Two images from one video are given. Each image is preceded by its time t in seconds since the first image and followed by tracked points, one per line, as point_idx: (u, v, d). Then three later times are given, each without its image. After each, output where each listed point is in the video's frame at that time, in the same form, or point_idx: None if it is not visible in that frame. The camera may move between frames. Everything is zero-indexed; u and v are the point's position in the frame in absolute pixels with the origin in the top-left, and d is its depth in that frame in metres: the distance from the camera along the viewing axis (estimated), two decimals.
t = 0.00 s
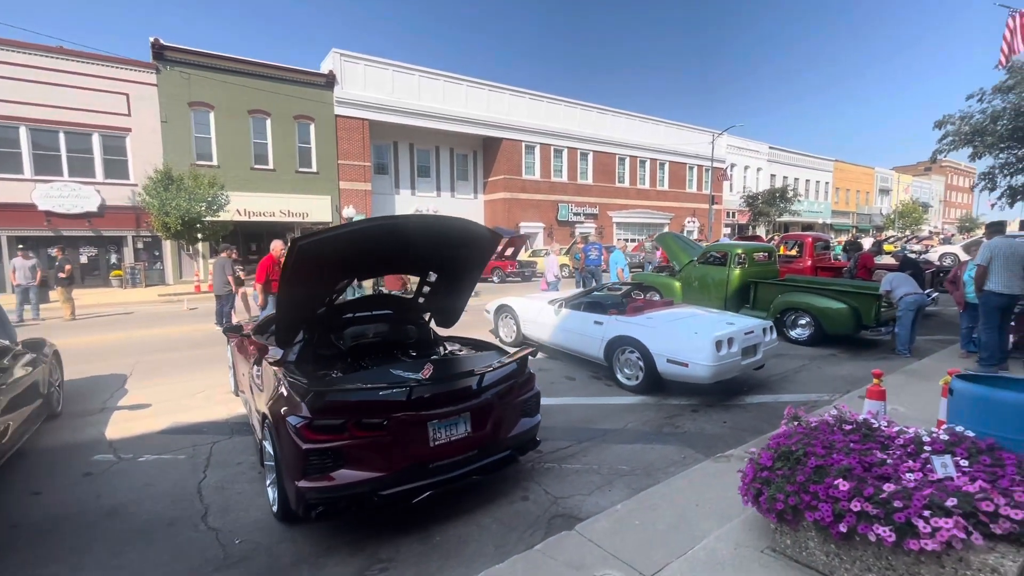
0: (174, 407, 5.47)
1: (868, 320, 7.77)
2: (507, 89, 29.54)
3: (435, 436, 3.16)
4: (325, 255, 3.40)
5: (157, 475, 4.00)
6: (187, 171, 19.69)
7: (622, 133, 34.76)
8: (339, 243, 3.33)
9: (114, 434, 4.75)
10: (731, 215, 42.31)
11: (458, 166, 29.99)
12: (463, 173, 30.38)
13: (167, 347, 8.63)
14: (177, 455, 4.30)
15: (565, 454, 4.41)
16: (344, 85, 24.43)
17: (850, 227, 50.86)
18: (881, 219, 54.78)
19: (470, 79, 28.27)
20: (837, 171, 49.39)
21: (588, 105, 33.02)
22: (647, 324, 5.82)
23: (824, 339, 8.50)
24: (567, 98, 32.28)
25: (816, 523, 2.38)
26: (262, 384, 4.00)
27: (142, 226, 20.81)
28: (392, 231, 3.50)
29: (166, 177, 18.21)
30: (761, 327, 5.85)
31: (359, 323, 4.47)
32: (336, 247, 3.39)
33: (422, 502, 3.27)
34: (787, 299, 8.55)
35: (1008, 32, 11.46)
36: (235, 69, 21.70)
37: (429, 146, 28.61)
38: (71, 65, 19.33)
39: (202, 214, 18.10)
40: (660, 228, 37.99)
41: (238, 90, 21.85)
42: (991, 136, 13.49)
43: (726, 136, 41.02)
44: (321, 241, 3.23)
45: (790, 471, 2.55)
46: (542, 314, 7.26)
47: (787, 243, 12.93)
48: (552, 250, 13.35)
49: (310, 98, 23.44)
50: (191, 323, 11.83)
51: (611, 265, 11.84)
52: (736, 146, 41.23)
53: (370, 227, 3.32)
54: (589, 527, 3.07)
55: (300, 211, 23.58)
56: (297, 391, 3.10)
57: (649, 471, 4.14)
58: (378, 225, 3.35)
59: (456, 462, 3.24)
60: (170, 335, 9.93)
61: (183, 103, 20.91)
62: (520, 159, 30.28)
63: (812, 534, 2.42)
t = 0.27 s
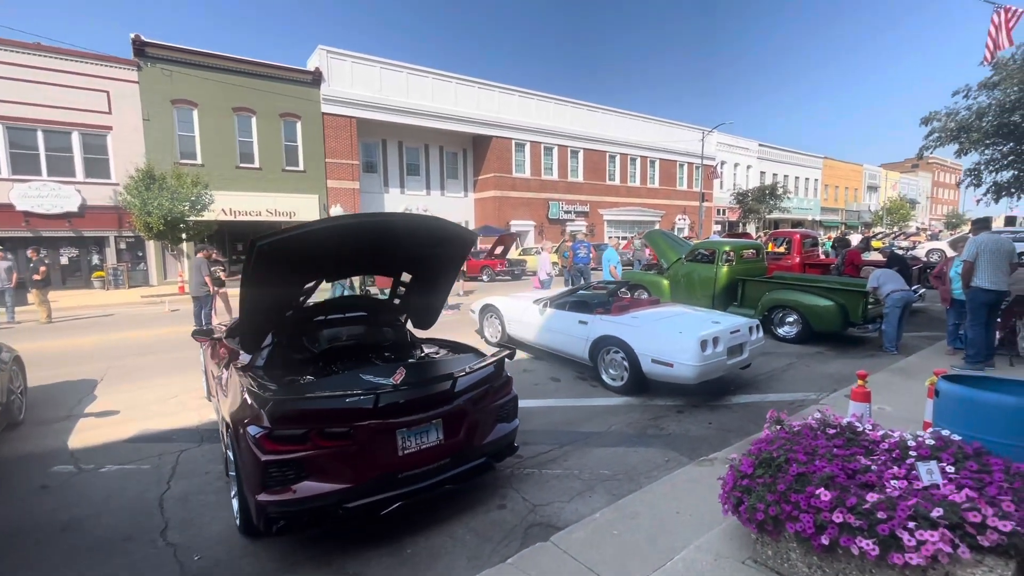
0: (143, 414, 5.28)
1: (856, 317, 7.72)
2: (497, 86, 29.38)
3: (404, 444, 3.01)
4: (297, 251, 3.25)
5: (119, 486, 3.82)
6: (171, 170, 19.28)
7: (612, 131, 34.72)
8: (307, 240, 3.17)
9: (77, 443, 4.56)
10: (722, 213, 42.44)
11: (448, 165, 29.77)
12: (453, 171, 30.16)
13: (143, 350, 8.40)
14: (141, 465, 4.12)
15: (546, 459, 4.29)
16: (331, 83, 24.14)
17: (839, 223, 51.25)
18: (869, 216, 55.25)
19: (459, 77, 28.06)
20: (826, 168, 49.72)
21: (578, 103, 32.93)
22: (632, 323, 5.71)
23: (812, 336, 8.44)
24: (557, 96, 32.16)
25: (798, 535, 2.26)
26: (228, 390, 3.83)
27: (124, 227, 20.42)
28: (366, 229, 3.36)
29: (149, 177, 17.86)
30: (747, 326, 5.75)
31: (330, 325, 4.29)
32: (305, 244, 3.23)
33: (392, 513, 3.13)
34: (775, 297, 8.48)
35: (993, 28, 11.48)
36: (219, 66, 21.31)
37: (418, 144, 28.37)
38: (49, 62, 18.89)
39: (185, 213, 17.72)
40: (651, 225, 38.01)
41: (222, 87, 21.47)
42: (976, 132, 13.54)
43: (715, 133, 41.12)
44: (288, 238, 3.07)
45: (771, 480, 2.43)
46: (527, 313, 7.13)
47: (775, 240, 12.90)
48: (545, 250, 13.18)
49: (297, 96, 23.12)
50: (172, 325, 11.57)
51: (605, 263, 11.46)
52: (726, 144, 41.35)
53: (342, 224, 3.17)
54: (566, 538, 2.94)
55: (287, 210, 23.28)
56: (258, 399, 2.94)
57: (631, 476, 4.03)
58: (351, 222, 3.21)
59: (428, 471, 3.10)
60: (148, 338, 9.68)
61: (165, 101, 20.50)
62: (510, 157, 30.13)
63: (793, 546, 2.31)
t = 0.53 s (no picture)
0: (114, 420, 5.12)
1: (844, 315, 7.66)
2: (487, 83, 29.21)
3: (374, 454, 2.89)
4: (262, 251, 3.09)
5: (79, 498, 3.65)
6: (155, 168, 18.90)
7: (603, 128, 34.65)
8: (273, 240, 3.02)
9: (42, 452, 4.39)
10: (713, 209, 42.51)
11: (439, 162, 29.56)
12: (444, 169, 29.95)
13: (121, 353, 8.20)
14: (105, 475, 3.95)
15: (528, 464, 4.18)
16: (319, 80, 23.85)
17: (830, 219, 51.52)
18: (860, 212, 55.60)
19: (449, 74, 27.85)
20: (817, 164, 49.94)
21: (569, 100, 32.82)
22: (617, 323, 5.60)
23: (801, 333, 8.38)
24: (548, 92, 32.03)
25: (779, 548, 2.15)
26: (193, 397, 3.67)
27: (108, 227, 20.08)
28: (334, 229, 3.21)
29: (132, 175, 17.32)
30: (734, 325, 5.67)
31: (303, 328, 4.16)
32: (272, 244, 3.08)
33: (361, 525, 3.00)
34: (764, 294, 8.42)
35: (981, 23, 11.47)
36: (204, 63, 20.92)
37: (408, 142, 28.13)
38: (29, 59, 18.49)
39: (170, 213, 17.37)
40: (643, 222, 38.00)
41: (208, 85, 21.10)
42: (963, 128, 13.56)
43: (707, 130, 41.17)
44: (254, 239, 2.92)
45: (752, 491, 2.33)
46: (512, 313, 7.01)
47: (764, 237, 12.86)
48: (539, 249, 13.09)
49: (284, 93, 22.79)
50: (154, 327, 11.34)
51: (600, 262, 10.92)
52: (718, 140, 41.39)
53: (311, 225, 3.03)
54: (542, 549, 2.82)
55: (276, 209, 22.98)
56: (219, 408, 2.80)
57: (614, 481, 3.92)
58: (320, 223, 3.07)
59: (398, 481, 2.97)
60: (128, 341, 9.46)
61: (149, 98, 20.13)
62: (501, 154, 29.98)
63: (776, 561, 2.20)
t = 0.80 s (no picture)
0: (87, 424, 4.98)
1: (834, 310, 7.61)
2: (479, 79, 29.02)
3: (341, 459, 2.78)
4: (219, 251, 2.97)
5: (42, 506, 3.53)
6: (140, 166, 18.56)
7: (596, 124, 34.53)
8: (231, 237, 2.91)
9: (8, 459, 4.26)
10: (707, 205, 42.50)
11: (430, 159, 29.34)
12: (436, 166, 29.74)
13: (101, 355, 8.03)
14: (71, 482, 3.83)
15: (510, 465, 4.08)
16: (308, 76, 23.56)
17: (823, 215, 51.65)
18: (852, 207, 55.79)
19: (440, 70, 27.63)
20: (810, 160, 50.03)
21: (562, 96, 32.68)
22: (603, 320, 5.51)
23: (791, 329, 8.32)
24: (540, 88, 31.87)
25: (757, 556, 2.06)
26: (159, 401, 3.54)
27: (94, 226, 19.77)
28: (295, 225, 3.09)
29: (116, 173, 17.00)
30: (721, 321, 5.59)
31: (276, 330, 4.04)
32: (231, 241, 2.97)
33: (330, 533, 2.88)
34: (753, 290, 8.36)
35: (971, 17, 11.43)
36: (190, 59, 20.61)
37: (400, 139, 27.90)
38: (10, 55, 18.14)
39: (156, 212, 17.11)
40: (637, 219, 37.94)
41: (195, 81, 20.80)
42: (954, 122, 13.54)
43: (700, 126, 41.15)
44: (208, 235, 2.81)
45: (730, 495, 2.24)
46: (498, 311, 6.90)
47: (756, 233, 12.80)
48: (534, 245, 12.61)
49: (272, 89, 22.50)
50: (138, 327, 11.14)
51: (596, 257, 11.00)
52: (711, 136, 41.36)
53: (271, 221, 2.92)
54: (517, 556, 2.73)
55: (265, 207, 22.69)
56: (177, 413, 2.68)
57: (597, 482, 3.83)
58: (281, 218, 2.95)
59: (369, 486, 2.86)
60: (109, 341, 9.28)
61: (134, 95, 19.81)
62: (493, 151, 29.81)
63: (755, 569, 2.11)
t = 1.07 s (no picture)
0: (57, 428, 4.85)
1: (822, 305, 7.58)
2: (471, 75, 28.84)
3: (304, 463, 2.69)
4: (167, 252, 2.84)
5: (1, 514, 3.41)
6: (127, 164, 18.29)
7: (589, 120, 34.43)
8: (191, 236, 2.81)
9: None
10: (700, 201, 42.50)
11: (422, 156, 29.15)
12: (428, 163, 29.55)
13: (79, 356, 7.87)
14: (34, 489, 3.71)
15: (488, 466, 4.00)
16: (297, 72, 23.28)
17: (816, 210, 51.79)
18: (845, 202, 55.99)
19: (431, 65, 27.42)
20: (802, 155, 50.13)
21: (554, 92, 32.57)
22: (586, 318, 5.44)
23: (779, 325, 8.28)
24: (533, 84, 31.72)
25: (726, 563, 1.99)
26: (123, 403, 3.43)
27: (80, 224, 19.48)
28: (249, 225, 2.94)
29: (101, 171, 16.65)
30: (707, 318, 5.52)
31: (246, 330, 3.95)
32: (190, 240, 2.87)
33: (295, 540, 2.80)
34: (742, 286, 8.31)
35: (959, 10, 11.40)
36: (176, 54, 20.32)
37: (391, 135, 27.69)
38: None
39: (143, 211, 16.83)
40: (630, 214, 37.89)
41: (181, 78, 20.52)
42: (943, 117, 13.53)
43: (693, 122, 41.12)
44: (165, 233, 2.70)
45: (700, 500, 2.17)
46: (483, 309, 6.81)
47: (746, 228, 12.75)
48: (527, 243, 12.35)
49: (261, 85, 22.22)
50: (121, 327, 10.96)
51: (589, 254, 10.53)
52: (704, 131, 41.33)
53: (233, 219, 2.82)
54: (486, 563, 2.65)
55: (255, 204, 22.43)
56: (132, 418, 2.58)
57: (575, 483, 3.75)
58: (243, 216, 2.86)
59: (333, 492, 2.77)
60: (90, 342, 9.11)
61: (119, 91, 19.51)
62: (485, 147, 29.66)
63: None
